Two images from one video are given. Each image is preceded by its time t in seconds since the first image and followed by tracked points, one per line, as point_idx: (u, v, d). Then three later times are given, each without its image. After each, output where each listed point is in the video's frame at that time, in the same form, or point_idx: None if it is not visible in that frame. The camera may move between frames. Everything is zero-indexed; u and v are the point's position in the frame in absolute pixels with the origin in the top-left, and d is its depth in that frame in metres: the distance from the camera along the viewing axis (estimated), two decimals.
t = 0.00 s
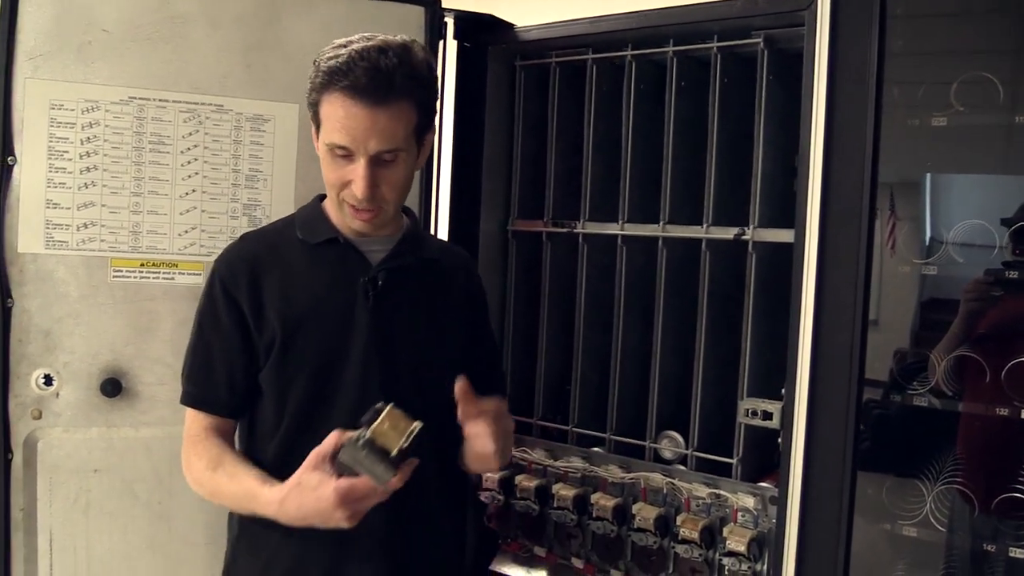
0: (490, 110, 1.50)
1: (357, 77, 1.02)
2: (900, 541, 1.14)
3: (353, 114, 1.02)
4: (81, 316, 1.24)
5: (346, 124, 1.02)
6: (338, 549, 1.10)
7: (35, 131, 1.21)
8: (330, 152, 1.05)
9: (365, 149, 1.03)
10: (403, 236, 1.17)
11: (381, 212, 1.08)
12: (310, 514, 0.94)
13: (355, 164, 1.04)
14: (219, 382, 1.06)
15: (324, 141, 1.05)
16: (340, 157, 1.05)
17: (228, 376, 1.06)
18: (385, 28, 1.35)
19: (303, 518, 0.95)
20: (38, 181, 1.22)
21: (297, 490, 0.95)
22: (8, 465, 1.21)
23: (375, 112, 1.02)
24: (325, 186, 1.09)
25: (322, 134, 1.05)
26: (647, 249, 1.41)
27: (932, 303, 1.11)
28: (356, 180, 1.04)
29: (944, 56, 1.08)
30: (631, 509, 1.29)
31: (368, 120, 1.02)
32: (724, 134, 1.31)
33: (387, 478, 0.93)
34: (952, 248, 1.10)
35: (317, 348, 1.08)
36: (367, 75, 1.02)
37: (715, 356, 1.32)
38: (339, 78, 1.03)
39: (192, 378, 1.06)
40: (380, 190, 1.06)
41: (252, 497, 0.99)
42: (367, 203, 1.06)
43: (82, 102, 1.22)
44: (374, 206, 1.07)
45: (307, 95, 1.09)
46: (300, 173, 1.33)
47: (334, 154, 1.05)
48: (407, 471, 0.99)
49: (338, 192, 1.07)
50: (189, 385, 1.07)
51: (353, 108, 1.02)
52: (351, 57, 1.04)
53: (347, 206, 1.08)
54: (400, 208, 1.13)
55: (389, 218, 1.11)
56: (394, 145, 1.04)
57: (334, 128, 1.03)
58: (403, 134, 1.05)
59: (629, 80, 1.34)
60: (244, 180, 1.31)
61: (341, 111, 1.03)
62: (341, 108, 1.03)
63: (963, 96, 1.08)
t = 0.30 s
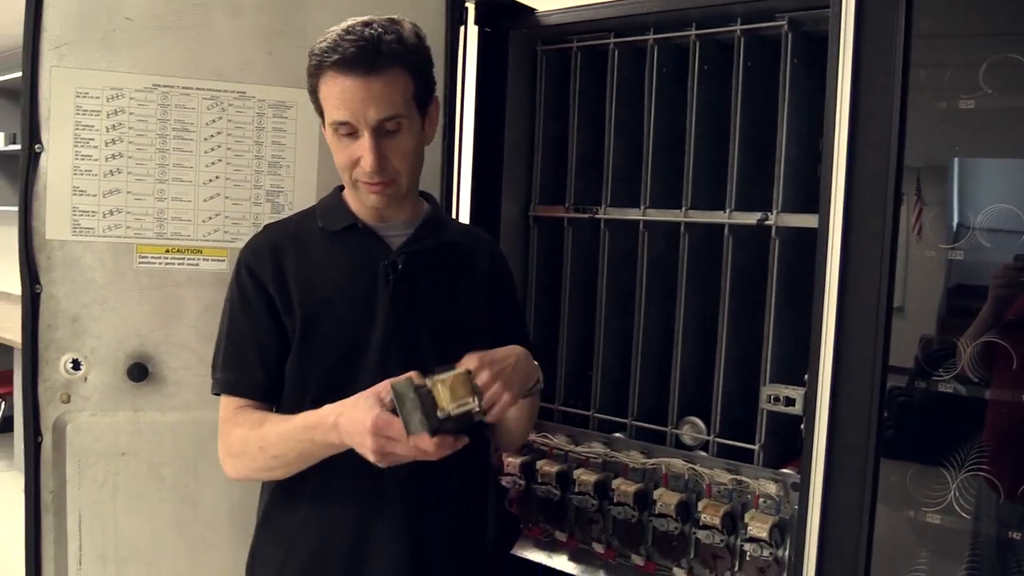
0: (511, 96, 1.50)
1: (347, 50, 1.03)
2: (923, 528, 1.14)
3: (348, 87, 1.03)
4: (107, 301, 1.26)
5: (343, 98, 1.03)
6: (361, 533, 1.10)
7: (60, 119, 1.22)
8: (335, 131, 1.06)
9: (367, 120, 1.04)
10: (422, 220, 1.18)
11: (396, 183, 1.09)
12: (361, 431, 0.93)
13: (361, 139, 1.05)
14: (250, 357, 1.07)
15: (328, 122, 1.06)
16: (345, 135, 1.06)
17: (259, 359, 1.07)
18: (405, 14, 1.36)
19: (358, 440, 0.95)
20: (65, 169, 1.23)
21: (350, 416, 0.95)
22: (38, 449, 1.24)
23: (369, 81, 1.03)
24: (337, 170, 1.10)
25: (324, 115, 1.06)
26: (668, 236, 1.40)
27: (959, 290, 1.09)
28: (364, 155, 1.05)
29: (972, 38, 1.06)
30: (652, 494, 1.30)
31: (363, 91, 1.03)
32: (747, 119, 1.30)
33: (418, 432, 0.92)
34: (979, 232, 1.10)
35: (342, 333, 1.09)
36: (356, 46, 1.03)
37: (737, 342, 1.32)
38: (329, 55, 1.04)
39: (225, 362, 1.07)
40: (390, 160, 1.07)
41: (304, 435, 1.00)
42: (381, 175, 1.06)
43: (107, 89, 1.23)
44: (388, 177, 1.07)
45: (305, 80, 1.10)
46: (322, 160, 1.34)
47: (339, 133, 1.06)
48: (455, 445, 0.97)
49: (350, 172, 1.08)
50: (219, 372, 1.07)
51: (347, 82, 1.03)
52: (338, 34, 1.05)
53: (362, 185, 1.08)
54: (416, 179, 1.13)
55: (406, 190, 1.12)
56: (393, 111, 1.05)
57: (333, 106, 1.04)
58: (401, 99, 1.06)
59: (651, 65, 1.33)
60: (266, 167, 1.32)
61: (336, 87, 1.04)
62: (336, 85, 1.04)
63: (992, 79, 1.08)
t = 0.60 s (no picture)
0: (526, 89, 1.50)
1: (358, 16, 1.08)
2: (937, 522, 1.13)
3: (358, 49, 1.07)
4: (127, 294, 1.27)
5: (354, 60, 1.07)
6: (377, 522, 1.12)
7: (81, 113, 1.24)
8: (345, 98, 1.09)
9: (375, 78, 1.07)
10: (435, 210, 1.19)
11: (404, 152, 1.09)
12: (361, 384, 0.96)
13: (370, 102, 1.08)
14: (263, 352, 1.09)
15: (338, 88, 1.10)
16: (355, 101, 1.09)
17: (272, 354, 1.09)
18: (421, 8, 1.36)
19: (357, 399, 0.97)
20: (85, 162, 1.24)
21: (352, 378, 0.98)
22: (60, 439, 1.26)
23: (378, 43, 1.07)
24: (348, 144, 1.11)
25: (335, 82, 1.10)
26: (683, 229, 1.40)
27: (977, 283, 1.09)
28: (370, 117, 1.07)
29: (992, 28, 1.05)
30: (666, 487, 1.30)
31: (371, 51, 1.07)
32: (762, 112, 1.29)
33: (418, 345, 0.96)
34: (996, 225, 1.09)
35: (357, 326, 1.10)
36: (366, 14, 1.08)
37: (752, 335, 1.32)
38: (341, 23, 1.09)
39: (233, 358, 1.08)
40: (397, 125, 1.08)
41: (308, 407, 1.01)
42: (387, 139, 1.07)
43: (126, 84, 1.25)
44: (394, 143, 1.08)
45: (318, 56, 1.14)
46: (338, 154, 1.35)
47: (349, 99, 1.09)
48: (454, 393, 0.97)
49: (359, 142, 1.08)
50: (230, 365, 1.09)
51: (357, 45, 1.07)
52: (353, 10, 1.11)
53: (370, 155, 1.08)
54: (425, 159, 1.13)
55: (414, 165, 1.11)
56: (400, 73, 1.08)
57: (343, 69, 1.08)
58: (409, 64, 1.09)
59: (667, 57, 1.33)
60: (283, 160, 1.33)
61: (347, 51, 1.08)
62: (346, 50, 1.08)
63: (1010, 70, 1.06)
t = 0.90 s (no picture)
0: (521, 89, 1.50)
1: (345, 19, 1.08)
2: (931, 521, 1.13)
3: (352, 52, 1.07)
4: (123, 296, 1.27)
5: (349, 64, 1.07)
6: (373, 523, 1.12)
7: (76, 116, 1.24)
8: (342, 103, 1.09)
9: (373, 79, 1.07)
10: (431, 209, 1.19)
11: (410, 149, 1.10)
12: (350, 380, 0.97)
13: (371, 104, 1.08)
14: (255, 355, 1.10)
15: (333, 95, 1.09)
16: (354, 104, 1.09)
17: (266, 354, 1.10)
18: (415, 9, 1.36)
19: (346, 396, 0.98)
20: (81, 165, 1.25)
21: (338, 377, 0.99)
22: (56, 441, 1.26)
23: (370, 44, 1.08)
24: (350, 150, 1.10)
25: (330, 89, 1.09)
26: (678, 229, 1.40)
27: (973, 283, 1.09)
28: (377, 117, 1.07)
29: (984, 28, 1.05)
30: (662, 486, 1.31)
31: (366, 53, 1.07)
32: (757, 112, 1.29)
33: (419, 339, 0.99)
34: (989, 224, 1.09)
35: (351, 329, 1.11)
36: (354, 16, 1.08)
37: (747, 336, 1.32)
38: (329, 29, 1.08)
39: (225, 363, 1.10)
40: (401, 123, 1.09)
41: (295, 409, 1.03)
42: (396, 138, 1.07)
43: (122, 86, 1.25)
44: (402, 141, 1.08)
45: (305, 64, 1.14)
46: (334, 155, 1.36)
47: (347, 104, 1.09)
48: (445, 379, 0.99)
49: (366, 143, 1.08)
50: (223, 372, 1.10)
51: (348, 49, 1.08)
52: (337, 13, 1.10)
53: (378, 155, 1.08)
54: (425, 155, 1.14)
55: (417, 162, 1.12)
56: (397, 71, 1.09)
57: (337, 75, 1.08)
58: (403, 61, 1.10)
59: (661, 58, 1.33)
60: (279, 162, 1.33)
61: (339, 55, 1.08)
62: (338, 55, 1.08)
63: (1001, 70, 1.06)
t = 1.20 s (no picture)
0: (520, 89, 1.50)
1: (334, 19, 1.08)
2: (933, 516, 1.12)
3: (337, 53, 1.07)
4: (125, 297, 1.28)
5: (333, 64, 1.07)
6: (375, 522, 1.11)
7: (77, 118, 1.24)
8: (329, 103, 1.10)
9: (356, 82, 1.07)
10: (430, 211, 1.19)
11: (393, 151, 1.10)
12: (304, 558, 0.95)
13: (354, 106, 1.08)
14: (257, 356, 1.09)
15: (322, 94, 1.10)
16: (339, 105, 1.09)
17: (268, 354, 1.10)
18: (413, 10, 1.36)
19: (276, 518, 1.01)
20: (81, 167, 1.25)
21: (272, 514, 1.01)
22: (59, 443, 1.26)
23: (355, 46, 1.07)
24: (337, 147, 1.12)
25: (319, 86, 1.11)
26: (679, 227, 1.41)
27: (975, 279, 1.09)
28: (356, 120, 1.07)
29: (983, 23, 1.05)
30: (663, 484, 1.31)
31: (351, 55, 1.07)
32: (756, 109, 1.30)
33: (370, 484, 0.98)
34: (989, 220, 1.09)
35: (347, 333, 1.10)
36: (344, 15, 1.08)
37: (748, 333, 1.32)
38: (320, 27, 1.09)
39: (223, 367, 1.09)
40: (383, 126, 1.08)
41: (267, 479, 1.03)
42: (375, 141, 1.07)
43: (122, 88, 1.25)
44: (382, 144, 1.08)
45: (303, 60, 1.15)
46: (334, 156, 1.36)
47: (333, 104, 1.10)
48: None
49: (347, 145, 1.09)
50: (218, 374, 1.10)
51: (335, 50, 1.07)
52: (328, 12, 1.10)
53: (359, 157, 1.09)
54: (416, 156, 1.14)
55: (405, 163, 1.12)
56: (383, 74, 1.08)
57: (325, 75, 1.09)
58: (390, 63, 1.08)
59: (660, 56, 1.33)
60: (279, 162, 1.33)
61: (327, 55, 1.08)
62: (326, 55, 1.08)
63: (998, 66, 1.06)
